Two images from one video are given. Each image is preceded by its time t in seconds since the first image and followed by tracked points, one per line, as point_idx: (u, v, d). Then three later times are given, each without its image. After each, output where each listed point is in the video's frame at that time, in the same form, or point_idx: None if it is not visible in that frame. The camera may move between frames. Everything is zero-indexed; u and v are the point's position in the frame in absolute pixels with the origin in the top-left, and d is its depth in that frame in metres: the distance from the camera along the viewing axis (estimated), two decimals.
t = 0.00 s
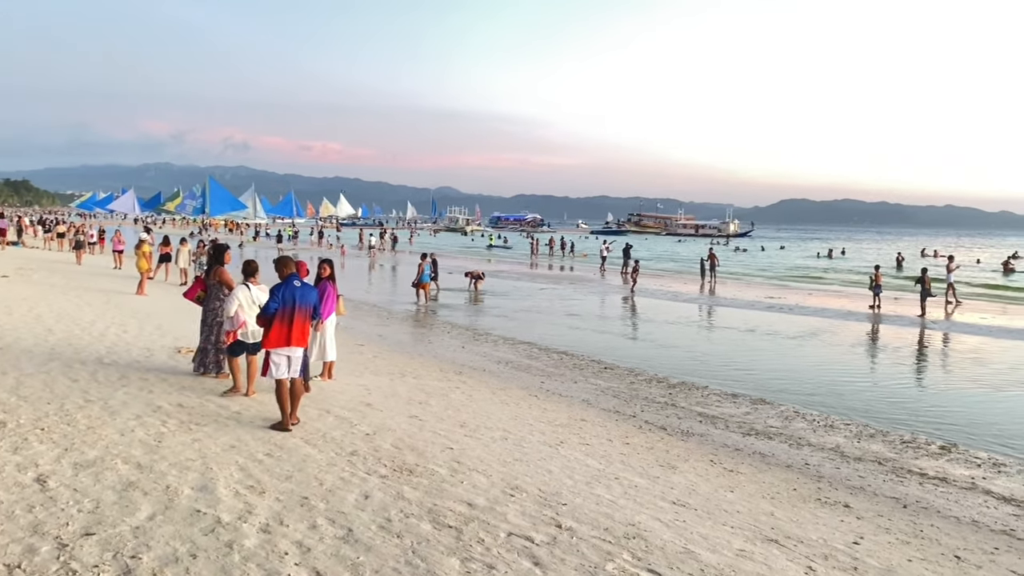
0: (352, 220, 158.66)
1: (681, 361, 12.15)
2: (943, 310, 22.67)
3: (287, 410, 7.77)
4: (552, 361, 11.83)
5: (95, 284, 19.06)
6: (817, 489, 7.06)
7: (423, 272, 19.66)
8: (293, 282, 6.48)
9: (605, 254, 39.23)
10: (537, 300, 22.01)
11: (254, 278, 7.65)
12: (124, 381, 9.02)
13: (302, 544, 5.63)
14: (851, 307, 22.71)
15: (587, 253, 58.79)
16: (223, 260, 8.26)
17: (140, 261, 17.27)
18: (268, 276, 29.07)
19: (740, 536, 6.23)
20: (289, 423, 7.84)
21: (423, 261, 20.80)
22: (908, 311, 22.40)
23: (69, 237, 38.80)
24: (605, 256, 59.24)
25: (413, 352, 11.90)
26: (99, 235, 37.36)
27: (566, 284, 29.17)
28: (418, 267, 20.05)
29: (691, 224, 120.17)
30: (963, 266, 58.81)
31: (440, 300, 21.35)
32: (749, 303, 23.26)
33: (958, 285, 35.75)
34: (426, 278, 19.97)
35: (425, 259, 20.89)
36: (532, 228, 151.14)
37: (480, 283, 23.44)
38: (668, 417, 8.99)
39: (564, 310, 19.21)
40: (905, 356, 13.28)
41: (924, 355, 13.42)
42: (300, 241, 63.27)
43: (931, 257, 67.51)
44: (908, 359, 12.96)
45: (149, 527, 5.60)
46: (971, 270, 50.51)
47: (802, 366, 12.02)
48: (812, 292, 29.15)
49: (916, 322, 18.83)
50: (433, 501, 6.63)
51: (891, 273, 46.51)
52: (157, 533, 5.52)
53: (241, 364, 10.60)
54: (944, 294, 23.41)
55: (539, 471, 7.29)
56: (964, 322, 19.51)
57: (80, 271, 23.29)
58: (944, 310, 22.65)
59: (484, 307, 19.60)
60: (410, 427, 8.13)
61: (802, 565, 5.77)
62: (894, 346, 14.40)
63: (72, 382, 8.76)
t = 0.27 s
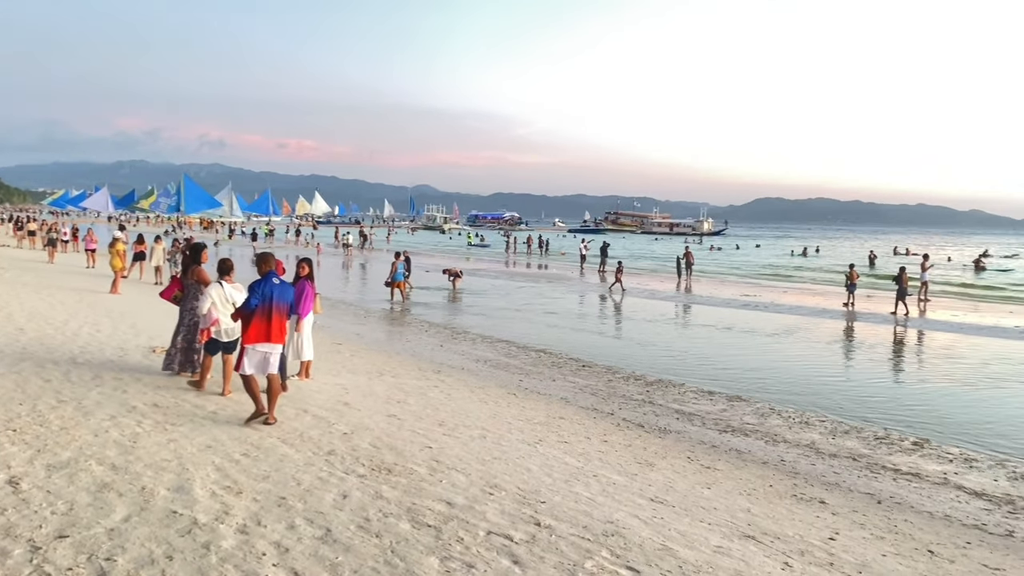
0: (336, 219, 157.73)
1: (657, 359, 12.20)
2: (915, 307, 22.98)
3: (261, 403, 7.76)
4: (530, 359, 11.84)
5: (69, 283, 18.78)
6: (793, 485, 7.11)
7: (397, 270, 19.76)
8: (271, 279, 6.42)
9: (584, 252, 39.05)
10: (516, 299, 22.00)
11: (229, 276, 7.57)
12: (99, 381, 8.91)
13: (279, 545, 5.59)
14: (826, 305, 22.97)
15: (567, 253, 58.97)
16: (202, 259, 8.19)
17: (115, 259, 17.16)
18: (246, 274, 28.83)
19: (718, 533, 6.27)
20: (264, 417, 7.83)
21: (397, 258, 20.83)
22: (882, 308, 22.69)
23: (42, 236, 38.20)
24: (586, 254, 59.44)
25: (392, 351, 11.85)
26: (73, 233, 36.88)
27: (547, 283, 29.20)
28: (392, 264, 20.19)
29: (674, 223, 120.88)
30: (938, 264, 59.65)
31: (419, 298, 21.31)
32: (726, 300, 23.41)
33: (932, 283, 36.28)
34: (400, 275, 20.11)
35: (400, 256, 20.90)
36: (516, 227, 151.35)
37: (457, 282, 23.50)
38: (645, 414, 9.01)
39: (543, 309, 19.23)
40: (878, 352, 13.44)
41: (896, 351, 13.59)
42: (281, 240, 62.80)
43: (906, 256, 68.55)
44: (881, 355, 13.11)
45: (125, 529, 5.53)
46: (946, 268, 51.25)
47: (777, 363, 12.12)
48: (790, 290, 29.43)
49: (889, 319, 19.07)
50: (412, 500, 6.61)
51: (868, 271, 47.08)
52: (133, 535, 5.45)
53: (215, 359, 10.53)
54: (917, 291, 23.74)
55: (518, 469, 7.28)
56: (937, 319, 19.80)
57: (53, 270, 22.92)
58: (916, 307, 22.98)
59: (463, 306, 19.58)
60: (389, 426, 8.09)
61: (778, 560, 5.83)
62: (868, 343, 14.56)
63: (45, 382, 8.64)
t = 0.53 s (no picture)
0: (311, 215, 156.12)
1: (624, 356, 12.26)
2: (877, 304, 23.44)
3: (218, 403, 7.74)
4: (499, 356, 11.83)
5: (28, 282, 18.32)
6: (759, 480, 7.19)
7: (360, 267, 19.81)
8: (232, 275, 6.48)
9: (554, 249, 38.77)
10: (487, 296, 21.95)
11: (187, 274, 7.44)
12: (60, 381, 8.72)
13: (247, 545, 5.53)
14: (791, 302, 23.33)
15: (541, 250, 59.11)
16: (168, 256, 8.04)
17: (75, 257, 16.80)
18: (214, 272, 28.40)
19: (686, 528, 6.32)
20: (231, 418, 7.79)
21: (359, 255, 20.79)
22: (846, 305, 23.09)
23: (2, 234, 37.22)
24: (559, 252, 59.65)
25: (360, 350, 11.77)
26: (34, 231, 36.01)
27: (520, 280, 29.19)
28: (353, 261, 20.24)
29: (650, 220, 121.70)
30: (904, 261, 60.74)
31: (390, 296, 21.20)
32: (694, 298, 23.61)
33: (899, 280, 36.94)
34: (364, 273, 20.12)
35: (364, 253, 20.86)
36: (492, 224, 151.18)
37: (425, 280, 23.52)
38: (613, 411, 9.03)
39: (513, 306, 19.25)
40: (840, 348, 13.65)
41: (858, 347, 13.83)
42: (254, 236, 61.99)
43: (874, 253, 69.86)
44: (844, 351, 13.32)
45: (88, 532, 5.43)
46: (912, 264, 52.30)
47: (743, 359, 12.23)
48: (759, 287, 29.81)
49: (852, 316, 19.43)
50: (381, 499, 6.58)
51: (836, 267, 47.83)
52: (96, 537, 5.36)
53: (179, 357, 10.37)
54: (880, 288, 24.20)
55: (487, 467, 7.28)
56: (899, 315, 20.20)
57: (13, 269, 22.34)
58: (878, 303, 23.46)
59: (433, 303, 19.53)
60: (357, 425, 8.04)
61: (745, 555, 5.90)
62: (831, 339, 14.78)
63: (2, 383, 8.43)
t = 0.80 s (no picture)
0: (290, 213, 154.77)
1: (596, 352, 12.30)
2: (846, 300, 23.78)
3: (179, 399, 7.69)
4: (471, 354, 11.81)
5: None
6: (729, 475, 7.24)
7: (327, 264, 19.78)
8: (186, 272, 6.44)
9: (528, 246, 38.60)
10: (461, 294, 21.88)
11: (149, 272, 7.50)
12: (24, 381, 8.56)
13: (217, 546, 5.47)
14: (762, 298, 23.57)
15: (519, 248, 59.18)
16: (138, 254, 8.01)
17: (40, 254, 16.49)
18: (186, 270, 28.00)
19: (657, 523, 6.36)
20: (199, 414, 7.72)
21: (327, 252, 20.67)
22: (816, 301, 23.41)
23: None
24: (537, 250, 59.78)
25: (332, 348, 11.70)
26: None
27: (495, 277, 29.17)
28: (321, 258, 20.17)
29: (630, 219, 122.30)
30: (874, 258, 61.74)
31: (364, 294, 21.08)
32: (665, 294, 23.74)
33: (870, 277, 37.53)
34: (333, 270, 20.07)
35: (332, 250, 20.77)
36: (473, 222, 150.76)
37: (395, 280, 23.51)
38: (586, 407, 9.04)
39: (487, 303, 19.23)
40: (807, 343, 13.82)
41: (827, 342, 14.00)
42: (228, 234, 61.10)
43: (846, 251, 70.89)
44: (812, 346, 13.48)
45: (54, 534, 5.34)
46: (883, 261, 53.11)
47: (713, 355, 12.30)
48: (733, 284, 30.13)
49: (822, 312, 19.68)
50: (353, 497, 6.54)
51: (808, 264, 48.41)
52: (62, 539, 5.27)
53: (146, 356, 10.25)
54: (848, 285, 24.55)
55: (460, 465, 7.26)
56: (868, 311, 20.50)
57: None
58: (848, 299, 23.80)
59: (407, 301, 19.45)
60: (329, 424, 7.99)
61: (715, 550, 5.95)
62: (800, 334, 14.95)
63: None
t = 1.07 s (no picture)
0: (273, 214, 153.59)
1: (573, 350, 12.31)
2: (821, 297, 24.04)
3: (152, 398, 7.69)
4: (449, 352, 11.78)
5: None
6: (705, 471, 7.28)
7: (300, 262, 19.74)
8: (147, 270, 6.66)
9: (507, 246, 38.59)
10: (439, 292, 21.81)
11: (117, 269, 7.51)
12: None
13: (192, 546, 5.41)
14: (739, 296, 23.74)
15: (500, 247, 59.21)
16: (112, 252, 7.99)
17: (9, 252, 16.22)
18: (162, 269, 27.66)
19: (634, 519, 6.38)
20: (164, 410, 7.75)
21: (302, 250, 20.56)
22: (791, 299, 23.64)
23: None
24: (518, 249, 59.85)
25: (309, 347, 11.62)
26: None
27: (475, 276, 29.13)
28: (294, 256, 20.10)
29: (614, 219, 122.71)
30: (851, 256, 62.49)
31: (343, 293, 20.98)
32: (642, 292, 23.84)
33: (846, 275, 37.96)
34: (306, 268, 20.03)
35: (306, 248, 20.67)
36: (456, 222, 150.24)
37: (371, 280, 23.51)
38: (564, 405, 9.05)
39: (466, 302, 19.19)
40: (782, 339, 13.93)
41: (802, 339, 14.12)
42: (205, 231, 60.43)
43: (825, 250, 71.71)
44: (786, 342, 13.59)
45: (25, 536, 5.26)
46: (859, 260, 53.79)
47: (689, 352, 12.34)
48: (711, 282, 30.35)
49: (797, 309, 19.87)
50: (330, 497, 6.50)
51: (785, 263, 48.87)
52: (34, 541, 5.19)
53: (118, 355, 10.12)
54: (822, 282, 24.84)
55: (437, 463, 7.24)
56: (842, 308, 20.73)
57: None
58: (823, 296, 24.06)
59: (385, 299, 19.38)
60: (305, 423, 7.93)
61: (691, 545, 5.98)
62: (774, 331, 15.08)
63: None
